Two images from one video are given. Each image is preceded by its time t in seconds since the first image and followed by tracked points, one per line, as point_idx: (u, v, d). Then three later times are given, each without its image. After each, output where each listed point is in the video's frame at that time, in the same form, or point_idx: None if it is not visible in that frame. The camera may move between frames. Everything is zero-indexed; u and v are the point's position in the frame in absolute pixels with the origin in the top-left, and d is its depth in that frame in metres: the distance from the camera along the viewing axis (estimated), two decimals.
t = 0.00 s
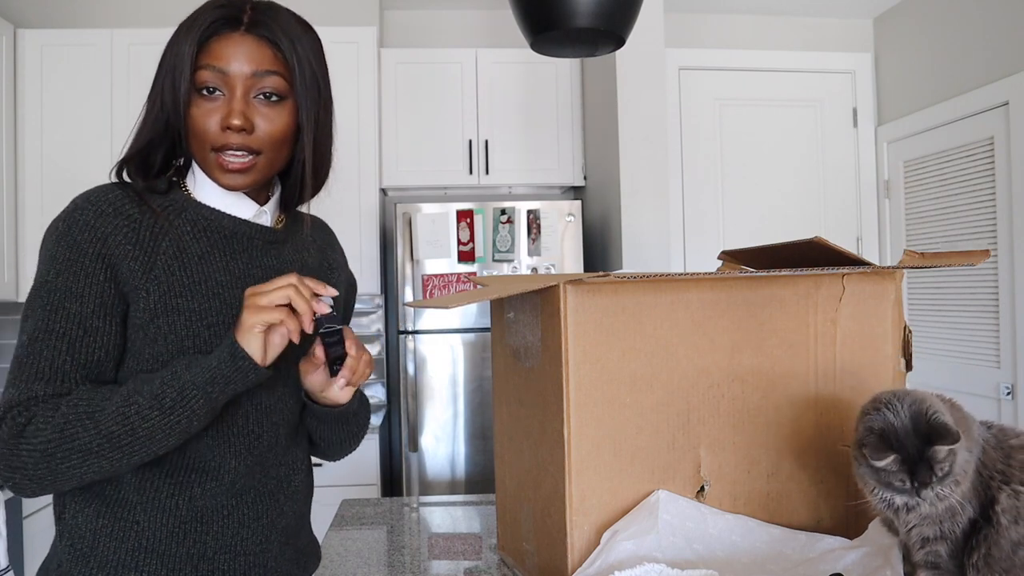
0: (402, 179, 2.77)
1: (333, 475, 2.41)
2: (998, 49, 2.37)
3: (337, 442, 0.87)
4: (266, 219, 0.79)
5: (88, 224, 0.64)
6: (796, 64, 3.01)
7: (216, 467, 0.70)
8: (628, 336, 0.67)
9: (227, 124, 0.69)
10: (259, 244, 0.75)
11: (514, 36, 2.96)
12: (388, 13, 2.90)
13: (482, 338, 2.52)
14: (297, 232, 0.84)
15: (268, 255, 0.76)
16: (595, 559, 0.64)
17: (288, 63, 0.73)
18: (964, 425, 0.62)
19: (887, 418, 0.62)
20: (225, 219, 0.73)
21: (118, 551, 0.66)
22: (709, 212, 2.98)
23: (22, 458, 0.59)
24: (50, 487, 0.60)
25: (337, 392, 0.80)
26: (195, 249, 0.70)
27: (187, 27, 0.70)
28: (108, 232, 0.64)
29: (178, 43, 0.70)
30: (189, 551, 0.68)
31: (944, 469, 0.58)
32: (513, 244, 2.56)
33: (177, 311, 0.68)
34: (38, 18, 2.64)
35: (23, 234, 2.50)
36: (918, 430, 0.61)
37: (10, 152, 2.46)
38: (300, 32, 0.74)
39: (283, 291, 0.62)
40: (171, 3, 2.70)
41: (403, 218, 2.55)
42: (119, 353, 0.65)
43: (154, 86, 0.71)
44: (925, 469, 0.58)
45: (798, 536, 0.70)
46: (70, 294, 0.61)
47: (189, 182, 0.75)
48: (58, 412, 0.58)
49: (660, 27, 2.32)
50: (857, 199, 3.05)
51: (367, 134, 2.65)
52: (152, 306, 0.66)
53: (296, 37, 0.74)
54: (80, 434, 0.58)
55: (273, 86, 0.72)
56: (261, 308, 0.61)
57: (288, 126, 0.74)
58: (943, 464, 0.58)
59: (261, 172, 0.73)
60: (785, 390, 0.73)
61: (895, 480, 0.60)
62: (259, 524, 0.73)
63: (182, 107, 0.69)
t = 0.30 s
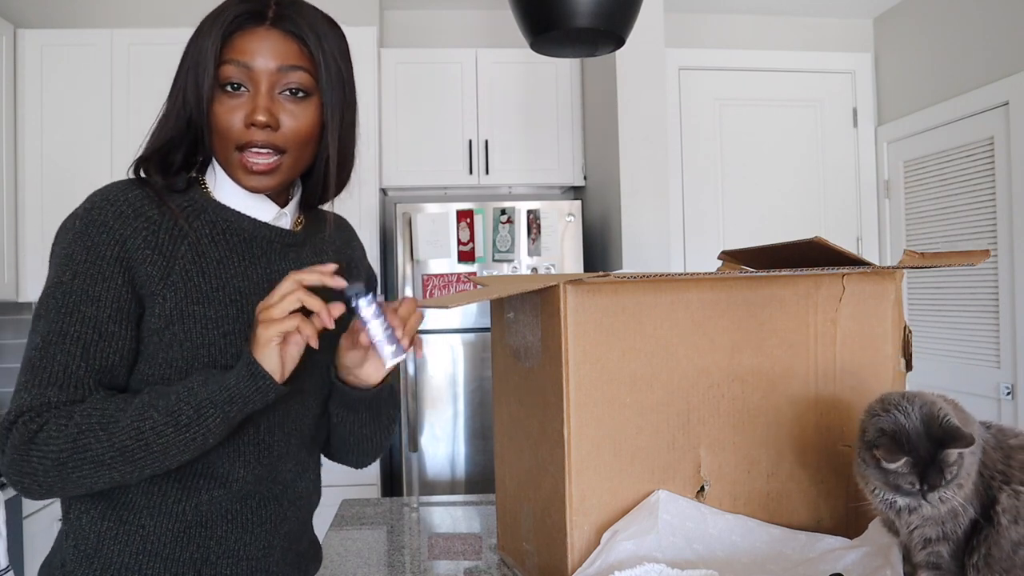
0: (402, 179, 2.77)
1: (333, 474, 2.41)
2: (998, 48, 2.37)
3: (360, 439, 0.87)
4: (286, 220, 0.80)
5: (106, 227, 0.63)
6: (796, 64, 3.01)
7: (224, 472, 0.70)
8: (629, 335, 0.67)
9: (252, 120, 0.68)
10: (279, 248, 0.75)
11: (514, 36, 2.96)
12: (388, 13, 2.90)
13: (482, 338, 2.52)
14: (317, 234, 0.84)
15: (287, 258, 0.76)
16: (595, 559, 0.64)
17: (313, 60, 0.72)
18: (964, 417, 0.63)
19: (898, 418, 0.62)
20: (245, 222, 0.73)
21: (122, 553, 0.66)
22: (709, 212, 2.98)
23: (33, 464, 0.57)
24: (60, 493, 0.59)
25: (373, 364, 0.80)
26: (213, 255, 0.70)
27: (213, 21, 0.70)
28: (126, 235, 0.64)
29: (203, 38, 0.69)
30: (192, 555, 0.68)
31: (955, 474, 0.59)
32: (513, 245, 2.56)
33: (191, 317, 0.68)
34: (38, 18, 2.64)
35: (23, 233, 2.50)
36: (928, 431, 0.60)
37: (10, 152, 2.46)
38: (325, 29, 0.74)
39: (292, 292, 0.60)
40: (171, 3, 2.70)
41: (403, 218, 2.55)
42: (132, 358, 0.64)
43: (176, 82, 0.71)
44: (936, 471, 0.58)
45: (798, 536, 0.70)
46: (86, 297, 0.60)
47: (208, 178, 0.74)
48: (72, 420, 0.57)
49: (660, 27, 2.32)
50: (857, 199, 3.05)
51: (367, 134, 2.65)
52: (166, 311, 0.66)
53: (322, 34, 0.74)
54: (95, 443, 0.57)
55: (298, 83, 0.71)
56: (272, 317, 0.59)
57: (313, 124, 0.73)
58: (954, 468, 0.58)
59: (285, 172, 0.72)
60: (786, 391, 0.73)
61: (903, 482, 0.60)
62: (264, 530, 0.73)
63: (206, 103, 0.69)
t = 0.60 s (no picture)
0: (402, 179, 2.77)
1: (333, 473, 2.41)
2: (999, 48, 2.37)
3: (383, 432, 0.75)
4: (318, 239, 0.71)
5: (122, 243, 0.58)
6: (796, 64, 3.01)
7: (232, 493, 0.66)
8: (629, 336, 0.67)
9: (287, 126, 0.62)
10: (305, 269, 0.69)
11: (514, 36, 2.96)
12: (388, 13, 2.90)
13: (482, 338, 2.52)
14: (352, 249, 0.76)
15: (314, 280, 0.70)
16: (594, 559, 0.64)
17: (352, 59, 0.66)
18: (965, 414, 0.64)
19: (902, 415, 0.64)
20: (270, 243, 0.67)
21: (121, 562, 0.63)
22: (709, 212, 2.98)
23: (36, 483, 0.53)
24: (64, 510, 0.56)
25: (397, 305, 0.65)
26: (234, 279, 0.65)
27: (242, 18, 0.64)
28: (144, 254, 0.59)
29: (231, 36, 0.64)
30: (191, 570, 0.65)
31: (962, 472, 0.60)
32: (513, 245, 2.56)
33: (208, 339, 0.63)
34: (38, 18, 2.64)
35: (24, 233, 2.50)
36: (935, 430, 0.62)
37: (10, 152, 2.46)
38: (366, 23, 0.67)
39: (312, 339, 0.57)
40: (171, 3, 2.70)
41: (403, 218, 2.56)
42: (143, 377, 0.59)
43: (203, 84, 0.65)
44: (944, 469, 0.60)
45: (798, 536, 0.70)
46: (98, 320, 0.55)
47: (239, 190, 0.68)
48: (80, 446, 0.53)
49: (660, 27, 2.32)
50: (857, 199, 3.05)
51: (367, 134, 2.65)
52: (181, 334, 0.61)
53: (360, 30, 0.67)
54: (103, 472, 0.54)
55: (335, 85, 0.65)
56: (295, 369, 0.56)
57: (353, 129, 0.66)
58: (961, 465, 0.59)
59: (323, 182, 0.66)
60: (786, 391, 0.73)
61: (911, 480, 0.61)
62: (266, 548, 0.68)
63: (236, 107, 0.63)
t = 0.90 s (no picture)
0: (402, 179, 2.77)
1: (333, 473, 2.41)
2: (999, 48, 2.36)
3: (392, 444, 0.72)
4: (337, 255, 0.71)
5: (138, 260, 0.57)
6: (796, 64, 3.01)
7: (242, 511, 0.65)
8: (629, 337, 0.67)
9: (314, 141, 0.61)
10: (324, 285, 0.68)
11: (514, 36, 2.95)
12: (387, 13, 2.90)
13: (482, 338, 2.52)
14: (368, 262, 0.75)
15: (333, 296, 0.69)
16: (594, 559, 0.64)
17: (381, 68, 0.64)
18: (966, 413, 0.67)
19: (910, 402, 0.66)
20: (290, 259, 0.65)
21: None
22: (709, 212, 2.98)
23: (41, 504, 0.53)
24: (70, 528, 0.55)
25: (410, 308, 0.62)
26: (252, 298, 0.64)
27: (266, 21, 0.62)
28: (160, 273, 0.57)
29: (255, 41, 0.62)
30: None
31: (965, 466, 0.63)
32: (513, 245, 2.57)
33: (221, 358, 0.62)
34: (38, 18, 2.64)
35: (24, 233, 2.50)
36: (943, 421, 0.65)
37: (10, 152, 2.45)
38: (394, 28, 0.65)
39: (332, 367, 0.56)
40: (171, 3, 2.70)
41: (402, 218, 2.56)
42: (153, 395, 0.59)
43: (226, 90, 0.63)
44: (950, 460, 0.63)
45: (799, 536, 0.70)
46: (111, 341, 0.54)
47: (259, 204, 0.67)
48: (88, 471, 0.53)
49: (660, 28, 2.33)
50: (857, 199, 3.06)
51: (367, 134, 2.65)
52: (194, 353, 0.60)
53: (390, 35, 0.65)
54: (113, 496, 0.54)
55: (364, 95, 0.64)
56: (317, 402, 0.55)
57: (381, 141, 0.65)
58: (966, 457, 0.63)
59: (350, 196, 0.65)
60: (786, 392, 0.73)
61: (917, 470, 0.64)
62: (273, 564, 0.68)
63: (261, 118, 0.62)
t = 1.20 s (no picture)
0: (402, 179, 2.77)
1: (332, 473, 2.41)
2: (999, 48, 2.36)
3: (392, 449, 0.73)
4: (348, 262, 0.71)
5: (144, 260, 0.57)
6: (796, 64, 3.01)
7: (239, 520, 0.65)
8: (630, 337, 0.67)
9: (345, 145, 0.61)
10: (332, 292, 0.68)
11: (514, 36, 2.95)
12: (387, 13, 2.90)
13: (482, 338, 2.52)
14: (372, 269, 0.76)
15: (339, 303, 0.69)
16: (595, 559, 0.65)
17: (415, 77, 0.65)
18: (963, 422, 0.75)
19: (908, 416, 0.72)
20: (299, 264, 0.65)
21: None
22: (709, 213, 2.98)
23: (30, 506, 0.52)
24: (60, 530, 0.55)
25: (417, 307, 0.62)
26: (259, 302, 0.64)
27: (303, 21, 0.61)
28: (165, 273, 0.58)
29: (290, 40, 0.61)
30: None
31: (957, 480, 0.71)
32: (513, 245, 2.56)
33: (223, 363, 0.62)
34: (38, 18, 2.64)
35: (24, 233, 2.50)
36: (936, 436, 0.72)
37: (10, 152, 2.45)
38: (429, 38, 0.66)
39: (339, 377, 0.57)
40: (171, 3, 2.71)
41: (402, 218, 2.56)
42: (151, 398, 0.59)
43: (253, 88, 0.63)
44: (940, 475, 0.70)
45: (799, 536, 0.70)
46: (113, 340, 0.54)
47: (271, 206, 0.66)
48: (83, 472, 0.52)
49: (660, 28, 2.33)
50: (857, 199, 3.06)
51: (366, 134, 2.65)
52: (196, 356, 0.60)
53: (426, 45, 0.65)
54: (106, 499, 0.53)
55: (398, 103, 0.64)
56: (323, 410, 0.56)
57: (409, 150, 0.65)
58: (956, 474, 0.70)
59: (373, 202, 0.65)
60: (786, 392, 0.73)
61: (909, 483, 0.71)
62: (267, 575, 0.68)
63: (292, 119, 0.61)
